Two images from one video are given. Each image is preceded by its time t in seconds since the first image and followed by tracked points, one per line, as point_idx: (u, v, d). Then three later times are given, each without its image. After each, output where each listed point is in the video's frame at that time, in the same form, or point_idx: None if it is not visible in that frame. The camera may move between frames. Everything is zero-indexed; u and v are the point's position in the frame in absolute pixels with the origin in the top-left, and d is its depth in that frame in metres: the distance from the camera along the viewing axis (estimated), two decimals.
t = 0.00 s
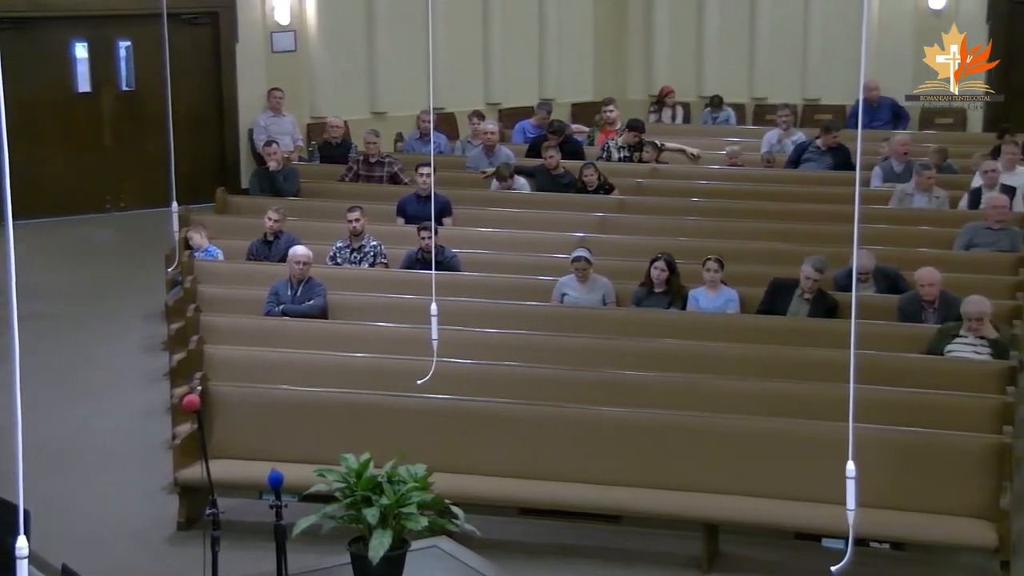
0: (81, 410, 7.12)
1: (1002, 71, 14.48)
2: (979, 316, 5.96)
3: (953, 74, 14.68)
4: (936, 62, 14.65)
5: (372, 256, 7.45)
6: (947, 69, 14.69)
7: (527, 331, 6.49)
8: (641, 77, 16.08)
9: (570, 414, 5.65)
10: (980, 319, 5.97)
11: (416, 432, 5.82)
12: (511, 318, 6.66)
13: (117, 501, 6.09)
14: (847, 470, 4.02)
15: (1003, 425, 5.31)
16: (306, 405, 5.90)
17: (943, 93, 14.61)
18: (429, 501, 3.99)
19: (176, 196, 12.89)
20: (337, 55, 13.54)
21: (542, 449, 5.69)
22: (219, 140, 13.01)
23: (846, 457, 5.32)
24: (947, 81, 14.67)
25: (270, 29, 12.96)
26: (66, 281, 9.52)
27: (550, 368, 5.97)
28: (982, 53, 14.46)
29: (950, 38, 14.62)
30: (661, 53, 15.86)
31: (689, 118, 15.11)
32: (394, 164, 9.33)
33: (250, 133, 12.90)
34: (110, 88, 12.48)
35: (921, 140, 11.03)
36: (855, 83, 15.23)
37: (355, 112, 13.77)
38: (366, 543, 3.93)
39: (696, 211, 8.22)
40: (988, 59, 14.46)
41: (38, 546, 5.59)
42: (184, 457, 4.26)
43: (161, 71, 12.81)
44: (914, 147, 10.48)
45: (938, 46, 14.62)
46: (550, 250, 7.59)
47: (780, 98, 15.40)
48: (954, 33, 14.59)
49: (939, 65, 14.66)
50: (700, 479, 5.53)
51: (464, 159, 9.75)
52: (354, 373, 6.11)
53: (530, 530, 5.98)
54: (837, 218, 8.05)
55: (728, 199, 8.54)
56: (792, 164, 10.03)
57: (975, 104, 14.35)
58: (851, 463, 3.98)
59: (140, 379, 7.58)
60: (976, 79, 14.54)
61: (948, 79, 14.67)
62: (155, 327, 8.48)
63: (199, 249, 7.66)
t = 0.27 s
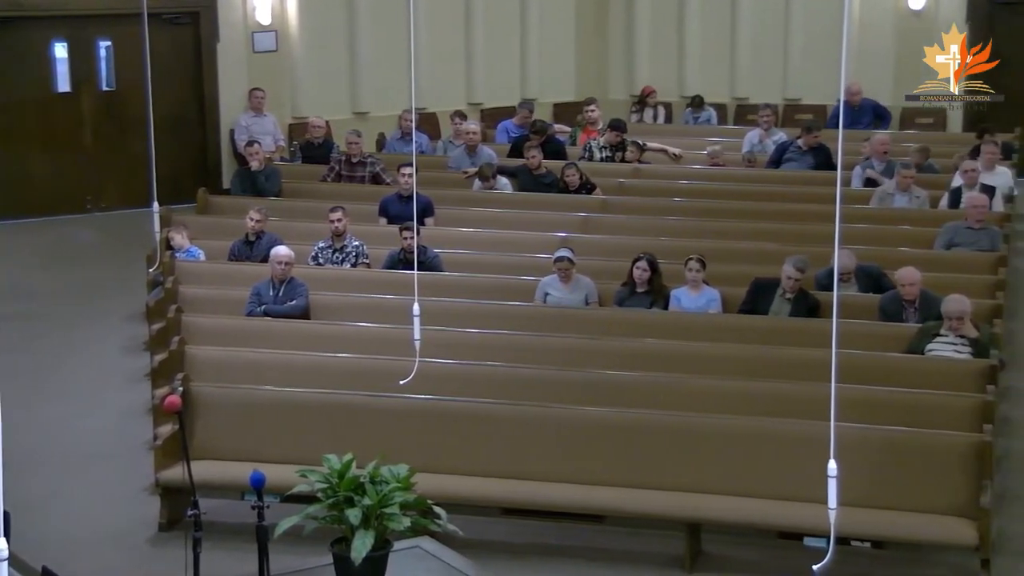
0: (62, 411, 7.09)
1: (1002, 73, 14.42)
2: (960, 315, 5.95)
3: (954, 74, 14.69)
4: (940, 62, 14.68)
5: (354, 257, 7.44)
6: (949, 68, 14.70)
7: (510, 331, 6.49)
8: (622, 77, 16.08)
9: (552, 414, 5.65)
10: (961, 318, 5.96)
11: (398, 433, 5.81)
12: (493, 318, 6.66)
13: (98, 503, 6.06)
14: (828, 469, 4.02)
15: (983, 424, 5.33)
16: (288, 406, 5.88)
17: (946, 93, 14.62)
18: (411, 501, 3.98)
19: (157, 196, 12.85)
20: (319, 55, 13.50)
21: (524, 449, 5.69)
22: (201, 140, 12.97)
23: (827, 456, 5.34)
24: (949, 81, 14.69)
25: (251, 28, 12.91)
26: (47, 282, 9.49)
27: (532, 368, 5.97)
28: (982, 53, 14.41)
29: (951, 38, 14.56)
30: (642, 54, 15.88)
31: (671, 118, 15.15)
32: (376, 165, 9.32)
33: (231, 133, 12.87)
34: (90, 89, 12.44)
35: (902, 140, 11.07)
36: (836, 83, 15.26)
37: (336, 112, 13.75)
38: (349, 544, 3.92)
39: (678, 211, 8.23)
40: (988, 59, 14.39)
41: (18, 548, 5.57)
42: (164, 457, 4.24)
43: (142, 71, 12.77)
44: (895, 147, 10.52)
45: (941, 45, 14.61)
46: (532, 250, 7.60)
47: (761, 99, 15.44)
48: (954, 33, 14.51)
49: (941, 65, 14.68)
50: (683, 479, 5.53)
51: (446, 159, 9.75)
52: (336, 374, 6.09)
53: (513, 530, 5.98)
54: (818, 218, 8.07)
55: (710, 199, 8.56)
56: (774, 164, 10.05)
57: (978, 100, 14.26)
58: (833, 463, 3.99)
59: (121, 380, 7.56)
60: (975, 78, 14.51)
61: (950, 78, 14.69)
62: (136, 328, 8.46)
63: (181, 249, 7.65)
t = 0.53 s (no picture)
0: (42, 412, 7.06)
1: (1003, 73, 14.21)
2: (940, 314, 6.05)
3: (954, 73, 14.53)
4: (940, 62, 14.50)
5: (336, 257, 7.44)
6: (949, 68, 14.54)
7: (492, 331, 6.49)
8: (603, 78, 16.11)
9: (534, 414, 5.65)
10: (940, 317, 6.05)
11: (381, 433, 5.80)
12: (475, 318, 6.66)
13: (78, 504, 6.04)
14: (809, 468, 4.03)
15: (963, 422, 5.36)
16: (270, 406, 5.87)
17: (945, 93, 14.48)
18: (393, 501, 3.98)
19: (136, 197, 12.80)
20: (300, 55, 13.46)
21: (507, 449, 5.69)
22: (181, 140, 12.93)
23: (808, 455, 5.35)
24: (949, 81, 14.53)
25: (231, 28, 12.92)
26: (26, 282, 9.45)
27: (514, 368, 5.97)
28: (982, 53, 14.23)
29: (951, 38, 14.42)
30: (623, 54, 15.91)
31: (650, 118, 15.18)
32: (357, 165, 9.32)
33: (211, 134, 12.83)
34: (69, 89, 12.38)
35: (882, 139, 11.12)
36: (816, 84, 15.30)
37: (318, 111, 13.74)
38: (330, 544, 3.91)
39: (659, 210, 8.25)
40: (988, 59, 14.22)
41: None
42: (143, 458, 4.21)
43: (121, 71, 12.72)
44: (876, 147, 10.55)
45: (941, 45, 14.43)
46: (514, 250, 7.60)
47: (742, 99, 15.46)
48: (952, 33, 14.37)
49: (941, 65, 14.51)
50: (664, 478, 5.54)
51: (427, 159, 9.74)
52: (318, 374, 6.08)
53: (495, 530, 5.97)
54: (798, 217, 8.10)
55: (691, 199, 8.58)
56: (755, 164, 10.08)
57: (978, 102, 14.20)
58: (814, 462, 4.00)
59: (102, 381, 7.53)
60: (976, 79, 14.37)
61: (949, 78, 14.53)
62: (116, 329, 8.43)
63: (161, 250, 7.63)
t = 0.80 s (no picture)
0: (22, 414, 7.03)
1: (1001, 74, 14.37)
2: (920, 313, 6.01)
3: (954, 73, 14.73)
4: (940, 62, 14.53)
5: (317, 257, 7.43)
6: (949, 68, 14.64)
7: (474, 331, 6.49)
8: (584, 77, 16.14)
9: (515, 414, 5.65)
10: (921, 316, 6.02)
11: (362, 433, 5.79)
12: (456, 318, 6.65)
13: (59, 506, 6.02)
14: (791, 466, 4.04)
15: (943, 421, 5.38)
16: (251, 407, 5.86)
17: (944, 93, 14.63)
18: (375, 502, 3.97)
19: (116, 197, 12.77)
20: (281, 55, 13.44)
21: (489, 449, 5.69)
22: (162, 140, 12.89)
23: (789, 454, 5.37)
24: (949, 81, 14.72)
25: (212, 28, 12.86)
26: (5, 283, 9.41)
27: (496, 368, 5.97)
28: (982, 53, 14.39)
29: (951, 38, 14.47)
30: (604, 53, 15.94)
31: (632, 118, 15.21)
32: (339, 165, 9.31)
33: (192, 134, 12.80)
34: (48, 89, 12.33)
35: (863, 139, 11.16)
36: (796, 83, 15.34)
37: (299, 112, 13.71)
38: (312, 545, 3.90)
39: (640, 210, 8.27)
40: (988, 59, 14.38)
41: None
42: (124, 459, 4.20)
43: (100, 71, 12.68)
44: (857, 147, 10.59)
45: (941, 45, 14.47)
46: (495, 250, 7.61)
47: (723, 99, 15.52)
48: (955, 34, 14.42)
49: (941, 65, 14.55)
50: (646, 478, 5.55)
51: (409, 159, 9.74)
52: (300, 375, 6.06)
53: (477, 530, 5.97)
54: (779, 217, 8.12)
55: (673, 198, 8.59)
56: (736, 164, 10.11)
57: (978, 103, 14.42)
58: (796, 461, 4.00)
59: (82, 382, 7.50)
60: (976, 79, 14.59)
61: (950, 78, 14.71)
62: (96, 329, 8.40)
63: (141, 250, 7.61)
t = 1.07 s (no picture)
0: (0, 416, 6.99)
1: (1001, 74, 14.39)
2: (900, 312, 6.09)
3: (954, 74, 14.66)
4: (940, 62, 14.56)
5: (299, 257, 7.42)
6: (949, 68, 14.64)
7: (455, 331, 6.49)
8: (566, 76, 16.15)
9: (496, 414, 5.65)
10: (901, 315, 6.09)
11: (344, 434, 5.78)
12: (438, 318, 6.65)
13: (38, 508, 5.98)
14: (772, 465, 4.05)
15: (923, 420, 5.41)
16: (231, 408, 5.84)
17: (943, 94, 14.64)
18: (357, 502, 3.96)
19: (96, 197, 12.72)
20: (262, 55, 13.41)
21: (470, 449, 5.68)
22: (142, 140, 12.85)
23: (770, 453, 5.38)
24: (949, 81, 14.68)
25: (192, 28, 12.84)
26: None
27: (477, 368, 5.97)
28: (982, 53, 14.39)
29: (951, 37, 14.53)
30: (586, 53, 15.96)
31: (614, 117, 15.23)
32: (320, 165, 9.29)
33: (173, 134, 12.76)
34: (27, 89, 12.28)
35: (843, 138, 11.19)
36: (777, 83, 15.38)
37: (280, 113, 13.68)
38: (294, 546, 3.89)
39: (621, 211, 8.28)
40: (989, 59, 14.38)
41: None
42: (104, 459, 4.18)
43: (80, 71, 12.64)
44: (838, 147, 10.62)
45: (941, 45, 14.51)
46: (476, 250, 7.60)
47: (705, 99, 15.57)
48: (955, 33, 14.50)
49: (941, 65, 14.57)
50: (628, 477, 5.55)
51: (390, 159, 9.73)
52: (281, 375, 6.05)
53: (459, 530, 5.96)
54: (760, 217, 8.14)
55: (654, 198, 8.60)
56: (717, 164, 10.13)
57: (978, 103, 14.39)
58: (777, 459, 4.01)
59: (61, 383, 7.46)
60: (976, 79, 14.53)
61: (950, 78, 14.67)
62: (76, 331, 8.36)
63: (122, 251, 7.58)
